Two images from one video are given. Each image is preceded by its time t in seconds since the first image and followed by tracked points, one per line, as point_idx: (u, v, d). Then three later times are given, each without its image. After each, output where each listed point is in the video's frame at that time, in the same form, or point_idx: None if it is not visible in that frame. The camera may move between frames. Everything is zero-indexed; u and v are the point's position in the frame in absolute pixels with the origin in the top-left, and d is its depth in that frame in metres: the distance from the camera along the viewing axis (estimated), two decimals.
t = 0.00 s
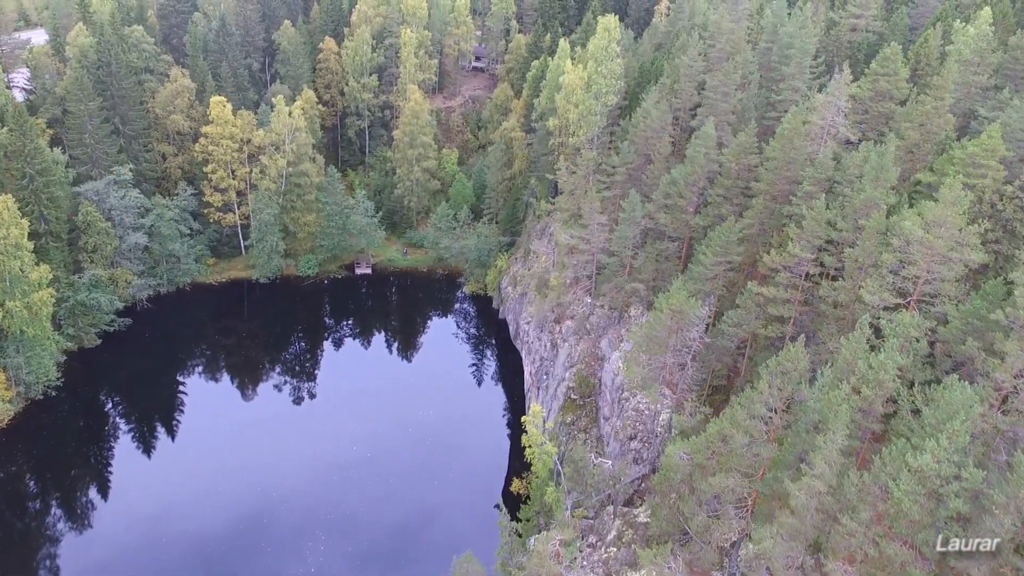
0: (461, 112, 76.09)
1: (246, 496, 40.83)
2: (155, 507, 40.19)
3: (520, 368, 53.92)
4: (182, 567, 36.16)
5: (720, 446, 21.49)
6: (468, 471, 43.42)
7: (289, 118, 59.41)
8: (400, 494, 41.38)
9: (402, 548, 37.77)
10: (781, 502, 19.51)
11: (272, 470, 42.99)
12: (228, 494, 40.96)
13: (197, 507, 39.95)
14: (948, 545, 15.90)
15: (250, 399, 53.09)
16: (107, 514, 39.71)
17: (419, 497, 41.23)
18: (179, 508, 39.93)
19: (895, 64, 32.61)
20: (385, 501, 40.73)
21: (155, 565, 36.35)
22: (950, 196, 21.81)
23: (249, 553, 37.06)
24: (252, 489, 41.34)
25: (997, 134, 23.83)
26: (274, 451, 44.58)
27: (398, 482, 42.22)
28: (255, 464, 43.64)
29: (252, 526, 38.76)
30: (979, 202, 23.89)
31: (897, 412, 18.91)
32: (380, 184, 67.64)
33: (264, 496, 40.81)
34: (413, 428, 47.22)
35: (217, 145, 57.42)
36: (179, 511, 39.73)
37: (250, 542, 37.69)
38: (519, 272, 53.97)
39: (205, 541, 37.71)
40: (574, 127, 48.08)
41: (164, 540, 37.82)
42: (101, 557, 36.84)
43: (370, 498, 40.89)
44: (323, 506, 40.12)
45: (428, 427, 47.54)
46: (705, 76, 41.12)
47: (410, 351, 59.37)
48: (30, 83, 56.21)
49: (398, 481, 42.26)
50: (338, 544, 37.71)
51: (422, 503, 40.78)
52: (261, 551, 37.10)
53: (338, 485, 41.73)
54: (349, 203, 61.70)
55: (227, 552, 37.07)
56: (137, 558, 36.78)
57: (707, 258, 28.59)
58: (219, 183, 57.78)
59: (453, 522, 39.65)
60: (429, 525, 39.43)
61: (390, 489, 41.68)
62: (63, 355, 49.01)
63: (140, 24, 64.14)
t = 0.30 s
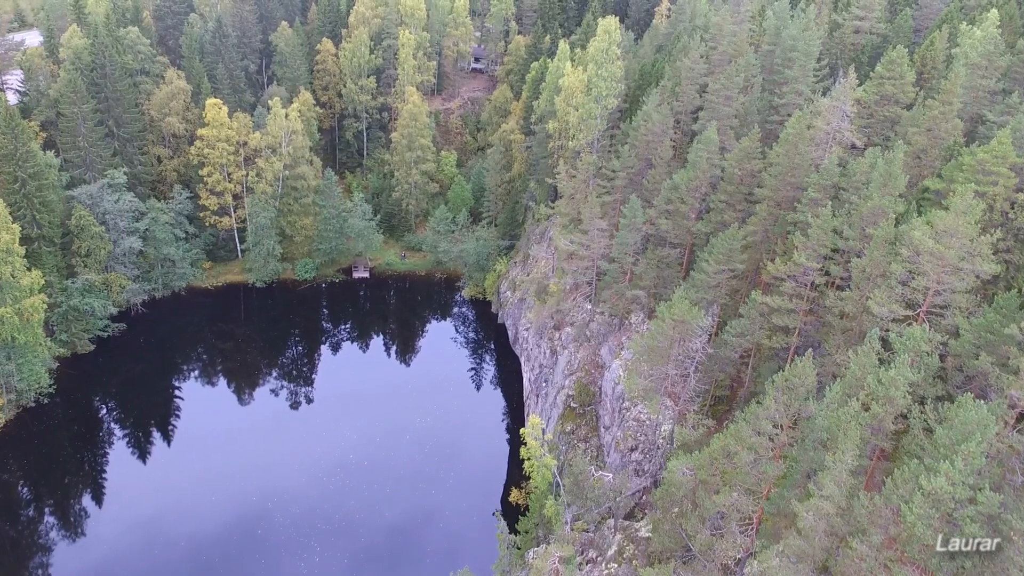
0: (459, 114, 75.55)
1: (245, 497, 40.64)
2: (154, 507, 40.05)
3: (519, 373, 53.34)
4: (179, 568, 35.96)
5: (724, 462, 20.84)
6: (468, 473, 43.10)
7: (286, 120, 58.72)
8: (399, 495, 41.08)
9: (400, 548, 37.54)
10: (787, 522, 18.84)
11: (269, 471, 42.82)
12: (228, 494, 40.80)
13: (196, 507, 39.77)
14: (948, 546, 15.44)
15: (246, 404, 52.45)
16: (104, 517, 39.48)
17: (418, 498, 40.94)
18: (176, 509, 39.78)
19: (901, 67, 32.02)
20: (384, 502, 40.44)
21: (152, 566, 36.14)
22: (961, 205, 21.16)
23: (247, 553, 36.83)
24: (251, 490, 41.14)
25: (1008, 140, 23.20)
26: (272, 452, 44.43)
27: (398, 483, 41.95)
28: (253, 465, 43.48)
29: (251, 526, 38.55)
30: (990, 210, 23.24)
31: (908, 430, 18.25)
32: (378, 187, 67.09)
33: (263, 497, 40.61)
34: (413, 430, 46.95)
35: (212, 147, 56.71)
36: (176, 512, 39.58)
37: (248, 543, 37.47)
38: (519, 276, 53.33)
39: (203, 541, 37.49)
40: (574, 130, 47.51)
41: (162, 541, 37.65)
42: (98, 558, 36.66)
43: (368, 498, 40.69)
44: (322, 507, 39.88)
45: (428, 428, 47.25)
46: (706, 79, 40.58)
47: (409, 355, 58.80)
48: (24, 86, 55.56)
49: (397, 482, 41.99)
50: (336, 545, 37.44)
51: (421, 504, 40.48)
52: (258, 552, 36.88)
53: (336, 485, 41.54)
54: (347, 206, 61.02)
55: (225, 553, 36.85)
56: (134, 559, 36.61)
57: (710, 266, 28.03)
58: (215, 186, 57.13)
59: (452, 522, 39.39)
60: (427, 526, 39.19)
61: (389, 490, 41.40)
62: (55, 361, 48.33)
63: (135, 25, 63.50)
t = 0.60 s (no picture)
0: (458, 116, 74.84)
1: (243, 499, 40.29)
2: (152, 509, 39.69)
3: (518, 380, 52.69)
4: (176, 570, 35.58)
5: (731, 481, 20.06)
6: (468, 475, 42.67)
7: (282, 123, 57.98)
8: (398, 498, 40.69)
9: (399, 550, 37.20)
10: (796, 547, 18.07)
11: (268, 472, 42.53)
12: (226, 496, 40.47)
13: (194, 509, 39.40)
14: (948, 547, 14.79)
15: (242, 410, 51.77)
16: (100, 522, 38.95)
17: (417, 500, 40.57)
18: (173, 511, 39.45)
19: (908, 71, 31.32)
20: (382, 505, 40.05)
21: (148, 568, 35.77)
22: (976, 216, 20.35)
23: (244, 555, 36.46)
24: (249, 492, 40.79)
25: (1023, 147, 22.43)
26: (270, 454, 44.10)
27: (397, 486, 41.56)
28: (251, 466, 43.16)
29: (248, 528, 38.18)
30: (1004, 221, 22.47)
31: (923, 451, 17.52)
32: (376, 190, 66.26)
33: (261, 498, 40.26)
34: (413, 432, 46.57)
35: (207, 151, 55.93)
36: (173, 513, 39.24)
37: (245, 545, 37.09)
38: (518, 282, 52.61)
39: (200, 543, 37.11)
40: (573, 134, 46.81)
41: (159, 542, 37.32)
42: (94, 560, 36.34)
43: (367, 500, 40.34)
44: (320, 510, 39.51)
45: (428, 431, 46.86)
46: (709, 82, 39.89)
47: (407, 359, 58.12)
48: (16, 88, 54.76)
49: (397, 484, 41.61)
50: (335, 548, 37.05)
51: (420, 507, 40.08)
52: (255, 553, 36.50)
53: (334, 487, 41.22)
54: (344, 210, 60.28)
55: (222, 555, 36.49)
56: (131, 561, 36.26)
57: (713, 275, 27.38)
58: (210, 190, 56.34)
59: (451, 525, 39.01)
60: (426, 528, 38.83)
61: (388, 492, 41.01)
62: (46, 368, 47.49)
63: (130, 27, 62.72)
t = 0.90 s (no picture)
0: (457, 118, 74.22)
1: (242, 500, 39.99)
2: (150, 510, 39.41)
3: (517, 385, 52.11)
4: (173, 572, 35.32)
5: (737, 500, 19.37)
6: (468, 477, 42.31)
7: (278, 125, 57.33)
8: (398, 499, 40.40)
9: (398, 552, 36.92)
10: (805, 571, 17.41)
11: (267, 473, 42.26)
12: (225, 497, 40.23)
13: (192, 510, 39.11)
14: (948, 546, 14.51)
15: (239, 414, 51.13)
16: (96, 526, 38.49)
17: (417, 502, 40.26)
18: (171, 512, 39.18)
19: (915, 74, 30.70)
20: (382, 506, 39.74)
21: (145, 570, 35.52)
22: (989, 226, 19.70)
23: (242, 557, 36.20)
24: (248, 493, 40.49)
25: None
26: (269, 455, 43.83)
27: (397, 487, 41.23)
28: (250, 467, 42.89)
29: (247, 529, 37.95)
30: (1018, 230, 21.79)
31: (937, 471, 16.85)
32: (375, 191, 65.19)
33: (260, 500, 39.97)
34: (413, 433, 46.26)
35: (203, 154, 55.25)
36: (171, 515, 38.98)
37: (244, 546, 36.84)
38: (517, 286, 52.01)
39: (198, 545, 36.84)
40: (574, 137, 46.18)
41: (157, 544, 37.05)
42: (92, 562, 36.07)
43: (366, 501, 40.08)
44: (320, 511, 39.22)
45: (429, 432, 46.49)
46: (711, 84, 39.25)
47: (405, 363, 57.52)
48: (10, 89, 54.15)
49: (396, 486, 41.28)
50: (333, 550, 36.77)
51: (419, 509, 39.75)
52: (253, 555, 36.24)
53: (333, 488, 40.96)
54: (341, 214, 59.64)
55: (220, 556, 36.23)
56: (128, 563, 35.99)
57: (717, 283, 26.80)
58: (206, 193, 55.67)
59: (451, 526, 38.74)
60: (426, 529, 38.57)
61: (388, 494, 40.69)
62: (38, 375, 46.79)
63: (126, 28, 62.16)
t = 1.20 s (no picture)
0: (457, 120, 73.49)
1: (242, 500, 40.15)
2: (149, 511, 39.57)
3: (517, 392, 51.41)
4: (172, 572, 35.53)
5: (744, 523, 18.67)
6: (467, 478, 42.36)
7: (275, 128, 56.58)
8: (396, 500, 40.47)
9: (397, 552, 37.01)
10: None
11: (266, 474, 42.41)
12: (224, 497, 40.40)
13: (191, 510, 39.30)
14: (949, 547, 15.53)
15: (236, 420, 50.44)
16: (93, 528, 38.45)
17: (416, 502, 40.35)
18: (171, 512, 39.36)
19: (924, 78, 30.04)
20: (380, 506, 39.86)
21: (144, 569, 35.74)
22: (1006, 239, 18.95)
23: (241, 557, 36.35)
24: (248, 493, 40.66)
25: None
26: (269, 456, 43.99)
27: (396, 487, 41.37)
28: (249, 468, 43.05)
29: (245, 530, 38.00)
30: None
31: (957, 497, 16.13)
32: (372, 195, 64.60)
33: (259, 499, 40.17)
34: (412, 434, 46.30)
35: (198, 157, 54.48)
36: (170, 515, 39.15)
37: (243, 546, 37.00)
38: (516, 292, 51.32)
39: (197, 545, 37.04)
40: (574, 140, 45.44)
41: (156, 543, 37.25)
42: (92, 560, 36.26)
43: (365, 501, 40.19)
44: (319, 510, 39.36)
45: (429, 433, 46.56)
46: (714, 88, 38.55)
47: (404, 367, 56.91)
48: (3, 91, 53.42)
49: (395, 486, 41.38)
50: (332, 548, 36.93)
51: (418, 509, 39.85)
52: (252, 555, 36.39)
53: (332, 488, 41.08)
54: (339, 217, 58.94)
55: (219, 555, 36.44)
56: (128, 562, 36.16)
57: (720, 294, 26.16)
58: (201, 197, 54.90)
59: (450, 527, 38.83)
60: (425, 529, 38.65)
61: (386, 494, 40.79)
62: (29, 383, 45.92)
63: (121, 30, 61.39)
